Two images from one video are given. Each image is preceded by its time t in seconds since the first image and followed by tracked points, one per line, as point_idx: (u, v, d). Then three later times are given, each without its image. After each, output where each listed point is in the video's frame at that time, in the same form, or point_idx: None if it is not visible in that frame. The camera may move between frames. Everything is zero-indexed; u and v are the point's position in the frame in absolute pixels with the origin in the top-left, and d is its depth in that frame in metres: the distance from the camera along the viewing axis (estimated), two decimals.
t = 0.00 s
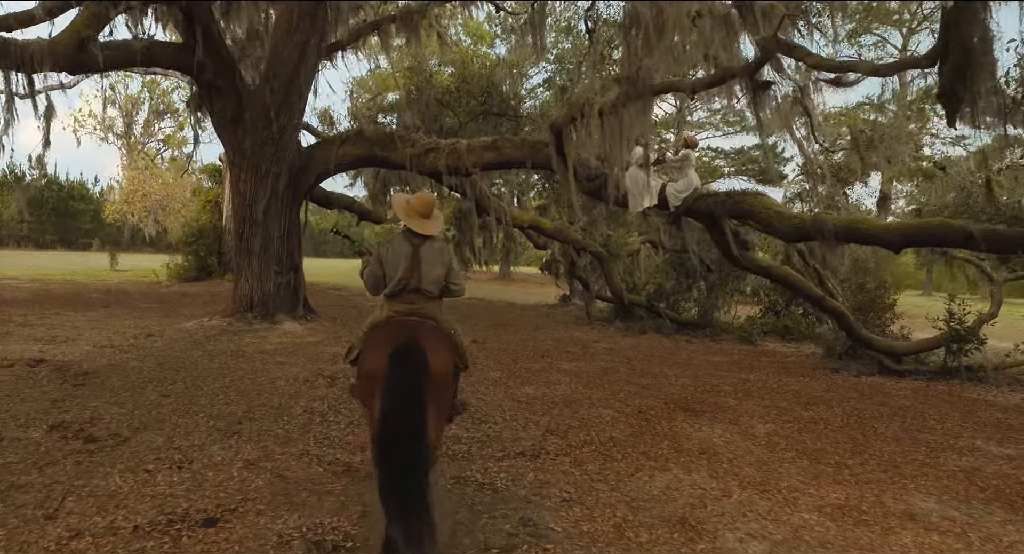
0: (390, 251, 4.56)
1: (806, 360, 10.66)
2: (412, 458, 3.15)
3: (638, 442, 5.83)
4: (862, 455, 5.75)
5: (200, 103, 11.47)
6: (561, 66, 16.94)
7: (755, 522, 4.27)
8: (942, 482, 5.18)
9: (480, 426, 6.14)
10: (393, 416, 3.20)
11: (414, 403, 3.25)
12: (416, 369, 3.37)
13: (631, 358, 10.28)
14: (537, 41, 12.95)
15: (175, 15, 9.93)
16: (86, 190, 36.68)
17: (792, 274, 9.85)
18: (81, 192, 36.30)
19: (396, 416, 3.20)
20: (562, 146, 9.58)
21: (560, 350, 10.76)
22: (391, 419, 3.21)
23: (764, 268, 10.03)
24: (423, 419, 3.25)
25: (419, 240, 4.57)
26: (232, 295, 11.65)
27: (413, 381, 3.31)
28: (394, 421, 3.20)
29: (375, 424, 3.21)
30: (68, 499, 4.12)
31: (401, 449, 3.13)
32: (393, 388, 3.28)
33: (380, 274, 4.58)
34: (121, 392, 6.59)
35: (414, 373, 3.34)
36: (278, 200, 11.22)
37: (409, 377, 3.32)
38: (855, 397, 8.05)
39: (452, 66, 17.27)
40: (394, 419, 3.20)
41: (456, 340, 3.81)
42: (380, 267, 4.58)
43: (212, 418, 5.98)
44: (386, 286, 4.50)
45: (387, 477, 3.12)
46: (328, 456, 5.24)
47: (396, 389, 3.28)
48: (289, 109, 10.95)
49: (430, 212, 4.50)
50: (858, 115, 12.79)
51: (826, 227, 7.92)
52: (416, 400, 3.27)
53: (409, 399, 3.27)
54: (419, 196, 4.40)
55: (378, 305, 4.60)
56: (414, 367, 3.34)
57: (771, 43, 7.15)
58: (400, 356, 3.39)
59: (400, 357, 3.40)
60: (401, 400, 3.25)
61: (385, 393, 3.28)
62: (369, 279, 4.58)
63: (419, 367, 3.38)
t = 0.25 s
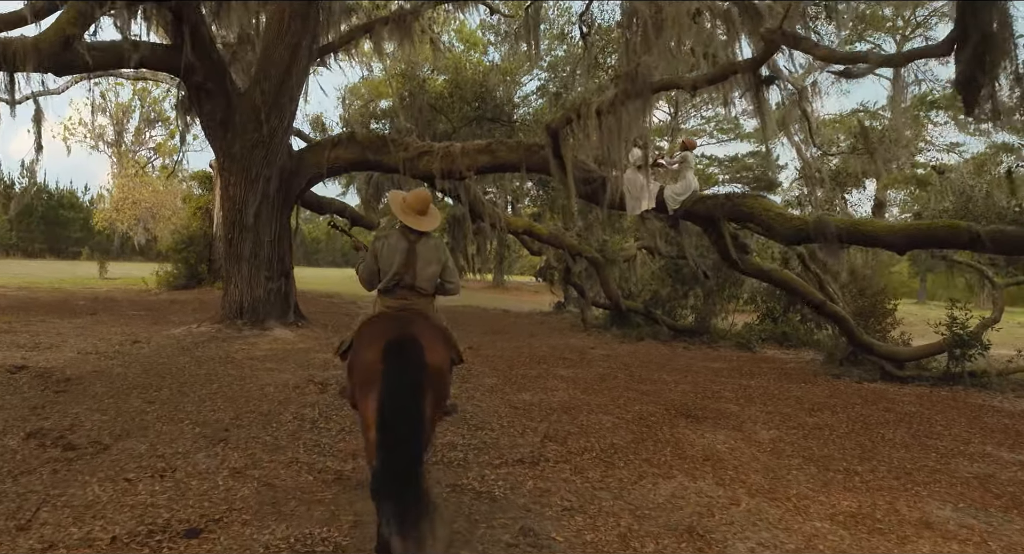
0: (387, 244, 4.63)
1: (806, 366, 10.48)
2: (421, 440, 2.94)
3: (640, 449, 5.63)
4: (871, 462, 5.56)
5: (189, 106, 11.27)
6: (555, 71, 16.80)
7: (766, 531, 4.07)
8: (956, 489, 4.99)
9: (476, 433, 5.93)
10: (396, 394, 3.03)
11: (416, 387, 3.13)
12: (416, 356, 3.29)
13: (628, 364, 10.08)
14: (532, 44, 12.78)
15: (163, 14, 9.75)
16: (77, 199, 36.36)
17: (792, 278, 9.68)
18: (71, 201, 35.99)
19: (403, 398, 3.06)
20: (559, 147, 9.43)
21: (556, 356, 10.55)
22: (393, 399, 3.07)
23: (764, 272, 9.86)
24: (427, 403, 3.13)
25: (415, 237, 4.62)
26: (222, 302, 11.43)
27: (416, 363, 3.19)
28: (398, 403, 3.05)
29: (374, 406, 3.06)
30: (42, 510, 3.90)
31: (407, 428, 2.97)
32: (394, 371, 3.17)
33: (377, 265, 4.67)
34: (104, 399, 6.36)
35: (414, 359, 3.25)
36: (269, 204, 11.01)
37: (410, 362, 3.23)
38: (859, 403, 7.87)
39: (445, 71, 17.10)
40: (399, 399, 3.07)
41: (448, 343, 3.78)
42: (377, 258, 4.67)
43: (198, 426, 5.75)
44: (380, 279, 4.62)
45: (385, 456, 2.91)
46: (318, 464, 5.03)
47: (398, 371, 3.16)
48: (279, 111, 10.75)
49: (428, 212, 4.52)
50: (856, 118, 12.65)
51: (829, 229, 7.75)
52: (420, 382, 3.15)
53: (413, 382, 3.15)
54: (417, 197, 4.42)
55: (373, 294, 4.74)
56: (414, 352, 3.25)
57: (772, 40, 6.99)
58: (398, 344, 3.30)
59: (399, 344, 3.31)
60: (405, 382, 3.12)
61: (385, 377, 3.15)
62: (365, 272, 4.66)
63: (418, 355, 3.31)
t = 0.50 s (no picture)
0: (380, 243, 4.58)
1: (806, 373, 10.31)
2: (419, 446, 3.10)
3: (641, 457, 5.44)
4: (882, 469, 5.38)
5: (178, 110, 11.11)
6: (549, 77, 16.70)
7: (777, 541, 3.89)
8: (970, 497, 4.81)
9: (472, 441, 5.73)
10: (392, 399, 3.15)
11: (410, 389, 3.24)
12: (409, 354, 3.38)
13: (626, 372, 9.89)
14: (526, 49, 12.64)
15: (151, 16, 9.59)
16: (67, 209, 36.05)
17: (792, 283, 9.52)
18: (61, 211, 35.71)
19: (397, 402, 3.19)
20: (554, 150, 9.27)
21: (552, 364, 10.36)
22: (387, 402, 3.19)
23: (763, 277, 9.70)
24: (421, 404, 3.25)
25: (409, 235, 4.59)
26: (211, 309, 11.21)
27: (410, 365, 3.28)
28: (394, 406, 3.18)
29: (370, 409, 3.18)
30: (14, 522, 3.68)
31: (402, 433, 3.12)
32: (389, 373, 3.25)
33: (369, 267, 4.59)
34: (86, 407, 6.15)
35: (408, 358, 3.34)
36: (259, 210, 10.82)
37: (403, 361, 3.32)
38: (862, 409, 7.69)
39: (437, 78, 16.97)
40: (394, 403, 3.19)
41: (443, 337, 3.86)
42: (369, 260, 4.60)
43: (183, 434, 5.54)
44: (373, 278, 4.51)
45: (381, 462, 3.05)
46: (307, 473, 4.82)
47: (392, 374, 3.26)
48: (269, 114, 10.60)
49: (424, 207, 4.53)
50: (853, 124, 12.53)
51: (831, 232, 7.61)
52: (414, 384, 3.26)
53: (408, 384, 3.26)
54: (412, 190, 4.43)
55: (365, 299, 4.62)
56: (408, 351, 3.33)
57: (773, 37, 6.86)
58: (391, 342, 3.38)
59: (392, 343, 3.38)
60: (400, 385, 3.23)
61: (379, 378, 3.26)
62: (357, 274, 4.60)
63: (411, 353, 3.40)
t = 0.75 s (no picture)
0: (374, 242, 4.61)
1: (807, 380, 10.14)
2: (415, 440, 3.38)
3: (643, 466, 5.24)
4: (892, 476, 5.19)
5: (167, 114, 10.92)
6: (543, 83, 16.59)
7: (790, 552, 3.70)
8: (985, 505, 4.64)
9: (468, 449, 5.54)
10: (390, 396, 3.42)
11: (405, 382, 3.51)
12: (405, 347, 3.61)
13: (624, 380, 9.71)
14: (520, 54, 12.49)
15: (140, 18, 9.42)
16: (57, 219, 35.73)
17: (792, 289, 9.38)
18: (51, 221, 35.40)
19: (393, 398, 3.45)
20: (550, 153, 9.12)
21: (548, 372, 10.17)
22: (384, 398, 3.45)
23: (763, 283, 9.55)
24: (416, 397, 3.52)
25: (403, 232, 4.63)
26: (200, 317, 10.99)
27: (405, 361, 3.52)
28: (391, 399, 3.46)
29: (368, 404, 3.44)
30: None
31: (399, 428, 3.40)
32: (384, 365, 3.51)
33: (363, 266, 4.60)
34: (68, 415, 5.93)
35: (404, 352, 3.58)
36: (249, 215, 10.63)
37: (399, 356, 3.55)
38: (867, 416, 7.52)
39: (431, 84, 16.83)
40: (391, 398, 3.46)
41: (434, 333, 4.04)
42: (363, 259, 4.62)
43: (167, 442, 5.34)
44: (367, 277, 4.52)
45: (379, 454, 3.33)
46: (296, 482, 4.62)
47: (389, 370, 3.50)
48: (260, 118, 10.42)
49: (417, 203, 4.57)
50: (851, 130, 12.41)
51: (834, 235, 7.46)
52: (410, 379, 3.51)
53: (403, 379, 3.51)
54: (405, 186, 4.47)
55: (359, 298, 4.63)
56: (403, 346, 3.56)
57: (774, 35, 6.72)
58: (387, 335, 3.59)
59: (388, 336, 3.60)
60: (396, 381, 3.48)
61: (376, 373, 3.49)
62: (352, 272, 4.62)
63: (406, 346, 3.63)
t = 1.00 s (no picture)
0: (368, 238, 4.85)
1: (808, 387, 9.97)
2: (404, 429, 3.29)
3: (646, 473, 5.05)
4: (905, 484, 5.00)
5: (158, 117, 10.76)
6: (538, 88, 16.48)
7: None
8: (1003, 512, 4.46)
9: (466, 456, 5.35)
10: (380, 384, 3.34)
11: (397, 375, 3.41)
12: (398, 338, 3.54)
13: (623, 387, 9.53)
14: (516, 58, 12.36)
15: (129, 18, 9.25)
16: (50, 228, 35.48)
17: (794, 293, 9.23)
18: (42, 230, 35.15)
19: (385, 387, 3.37)
20: (547, 155, 8.98)
21: (545, 379, 9.98)
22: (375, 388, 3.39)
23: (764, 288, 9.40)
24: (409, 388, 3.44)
25: (395, 226, 4.90)
26: (190, 324, 10.77)
27: (398, 350, 3.45)
28: (382, 392, 3.37)
29: (358, 393, 3.38)
30: None
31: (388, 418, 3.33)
32: (375, 357, 3.43)
33: (359, 262, 4.85)
34: (49, 422, 5.73)
35: (397, 343, 3.51)
36: (240, 220, 10.45)
37: (392, 346, 3.49)
38: (873, 423, 7.34)
39: (425, 91, 16.70)
40: (381, 388, 3.39)
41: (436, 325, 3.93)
42: (358, 255, 4.86)
43: (152, 449, 5.14)
44: (364, 271, 4.76)
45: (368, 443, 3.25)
46: (285, 490, 4.43)
47: (380, 359, 3.44)
48: (251, 121, 10.24)
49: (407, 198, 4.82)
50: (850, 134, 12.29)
51: (837, 237, 7.31)
52: (402, 369, 3.44)
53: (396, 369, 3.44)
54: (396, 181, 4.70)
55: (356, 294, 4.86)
56: (396, 336, 3.49)
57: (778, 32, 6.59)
58: (381, 325, 3.54)
59: (381, 327, 3.54)
60: (388, 370, 3.41)
61: (369, 362, 3.44)
62: (347, 266, 4.90)
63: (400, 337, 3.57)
